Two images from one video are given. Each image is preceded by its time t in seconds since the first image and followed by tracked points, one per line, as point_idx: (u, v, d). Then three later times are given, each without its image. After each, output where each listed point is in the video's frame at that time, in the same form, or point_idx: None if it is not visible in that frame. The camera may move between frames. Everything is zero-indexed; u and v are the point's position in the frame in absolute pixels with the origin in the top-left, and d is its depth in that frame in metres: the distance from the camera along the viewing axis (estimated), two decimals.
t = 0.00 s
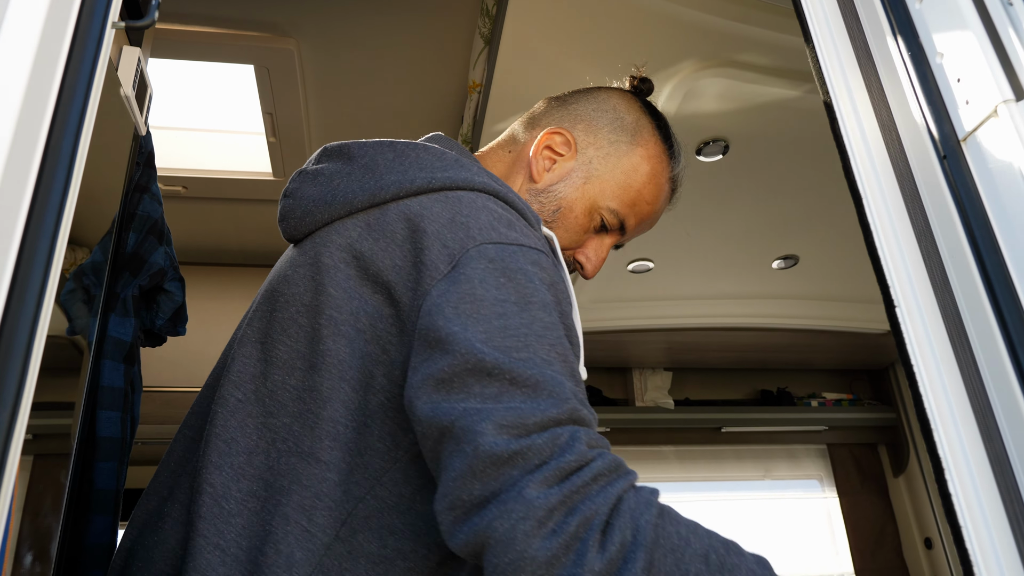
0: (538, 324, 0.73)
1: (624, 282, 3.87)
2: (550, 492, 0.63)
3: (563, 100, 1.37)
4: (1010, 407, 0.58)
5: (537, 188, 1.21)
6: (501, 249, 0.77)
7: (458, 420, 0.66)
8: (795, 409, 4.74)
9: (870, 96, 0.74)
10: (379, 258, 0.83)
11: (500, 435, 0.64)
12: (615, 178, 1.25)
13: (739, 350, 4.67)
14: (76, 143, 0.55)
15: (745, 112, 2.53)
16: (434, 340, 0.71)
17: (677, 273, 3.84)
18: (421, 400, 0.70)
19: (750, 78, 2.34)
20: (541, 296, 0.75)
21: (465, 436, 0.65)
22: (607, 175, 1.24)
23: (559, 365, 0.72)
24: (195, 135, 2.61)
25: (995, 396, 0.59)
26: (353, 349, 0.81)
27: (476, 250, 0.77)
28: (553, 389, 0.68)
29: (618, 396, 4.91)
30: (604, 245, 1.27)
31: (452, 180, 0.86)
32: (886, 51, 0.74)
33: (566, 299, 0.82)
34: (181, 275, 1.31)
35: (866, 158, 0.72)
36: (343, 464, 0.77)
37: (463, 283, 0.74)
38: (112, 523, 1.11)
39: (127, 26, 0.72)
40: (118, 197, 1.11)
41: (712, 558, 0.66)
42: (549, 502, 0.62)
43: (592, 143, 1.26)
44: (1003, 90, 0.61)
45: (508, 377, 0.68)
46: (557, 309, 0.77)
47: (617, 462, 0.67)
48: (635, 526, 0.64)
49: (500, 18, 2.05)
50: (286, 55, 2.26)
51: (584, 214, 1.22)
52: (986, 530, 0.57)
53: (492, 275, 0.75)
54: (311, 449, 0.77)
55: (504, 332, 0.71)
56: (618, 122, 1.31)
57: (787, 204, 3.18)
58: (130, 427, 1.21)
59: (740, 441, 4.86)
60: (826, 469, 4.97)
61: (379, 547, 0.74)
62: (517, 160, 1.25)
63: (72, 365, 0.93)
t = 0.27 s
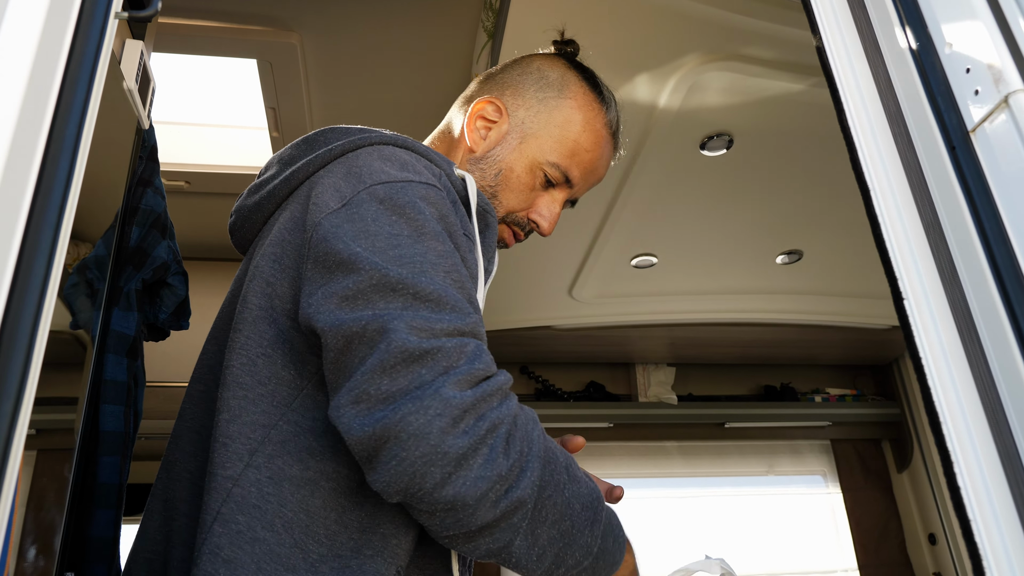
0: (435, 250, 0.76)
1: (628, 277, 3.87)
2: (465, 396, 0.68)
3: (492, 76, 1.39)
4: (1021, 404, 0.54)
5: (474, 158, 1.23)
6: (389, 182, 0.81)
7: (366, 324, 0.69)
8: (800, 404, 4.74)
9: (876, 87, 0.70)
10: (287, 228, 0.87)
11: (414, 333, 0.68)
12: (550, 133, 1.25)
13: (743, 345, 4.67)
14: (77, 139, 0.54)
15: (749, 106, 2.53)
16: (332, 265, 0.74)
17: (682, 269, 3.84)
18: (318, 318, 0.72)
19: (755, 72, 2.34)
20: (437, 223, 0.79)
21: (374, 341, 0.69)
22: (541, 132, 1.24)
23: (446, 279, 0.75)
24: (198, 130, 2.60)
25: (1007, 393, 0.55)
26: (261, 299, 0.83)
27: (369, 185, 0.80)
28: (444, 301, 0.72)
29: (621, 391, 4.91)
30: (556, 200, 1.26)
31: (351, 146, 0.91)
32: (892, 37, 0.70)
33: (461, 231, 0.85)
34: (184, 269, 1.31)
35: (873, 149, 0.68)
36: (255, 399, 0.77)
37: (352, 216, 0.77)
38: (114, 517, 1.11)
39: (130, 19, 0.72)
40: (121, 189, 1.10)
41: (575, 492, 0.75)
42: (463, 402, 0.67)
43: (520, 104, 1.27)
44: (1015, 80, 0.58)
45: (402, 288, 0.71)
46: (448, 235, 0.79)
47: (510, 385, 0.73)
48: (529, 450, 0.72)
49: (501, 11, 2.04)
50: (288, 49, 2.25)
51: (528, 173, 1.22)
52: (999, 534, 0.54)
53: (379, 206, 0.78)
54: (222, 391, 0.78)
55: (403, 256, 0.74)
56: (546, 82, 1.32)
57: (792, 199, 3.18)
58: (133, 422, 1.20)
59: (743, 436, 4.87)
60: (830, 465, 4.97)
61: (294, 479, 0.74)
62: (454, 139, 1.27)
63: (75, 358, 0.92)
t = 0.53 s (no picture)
0: (436, 271, 0.82)
1: (631, 276, 3.87)
2: (489, 425, 0.75)
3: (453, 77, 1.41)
4: None
5: (439, 157, 1.26)
6: (381, 199, 0.84)
7: (393, 351, 0.73)
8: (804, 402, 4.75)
9: (881, 84, 0.70)
10: (276, 238, 0.87)
11: (447, 365, 0.75)
12: (509, 124, 1.26)
13: (745, 344, 4.67)
14: (81, 138, 0.54)
15: (753, 103, 2.52)
16: (345, 285, 0.77)
17: (685, 267, 3.83)
18: (340, 335, 0.75)
19: (758, 69, 2.33)
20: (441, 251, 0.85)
21: (406, 366, 0.73)
22: (500, 124, 1.26)
23: (452, 304, 0.81)
24: (201, 129, 2.60)
25: (1013, 392, 0.55)
26: (259, 309, 0.83)
27: (361, 204, 0.83)
28: (454, 326, 0.78)
29: (624, 390, 4.90)
30: (525, 188, 1.26)
31: (324, 154, 0.91)
32: (897, 34, 0.70)
33: (446, 244, 0.90)
34: (187, 267, 1.31)
35: (877, 145, 0.68)
36: (273, 406, 0.78)
37: (356, 236, 0.81)
38: (118, 514, 1.11)
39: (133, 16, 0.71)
40: (124, 188, 1.10)
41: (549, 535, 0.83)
42: (488, 430, 0.75)
43: (479, 98, 1.29)
44: (1019, 77, 0.58)
45: (417, 313, 0.77)
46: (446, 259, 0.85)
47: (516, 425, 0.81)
48: (527, 485, 0.79)
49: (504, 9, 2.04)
50: (291, 47, 2.25)
51: (491, 164, 1.23)
52: (1004, 530, 0.53)
53: (384, 227, 0.82)
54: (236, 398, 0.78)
55: (412, 278, 0.79)
56: (504, 73, 1.33)
57: (796, 197, 3.17)
58: (137, 420, 1.20)
59: (748, 433, 4.89)
60: (833, 464, 4.95)
61: (314, 481, 0.76)
62: (419, 144, 1.31)
63: (78, 357, 0.93)
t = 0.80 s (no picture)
0: (427, 261, 0.82)
1: (631, 274, 3.87)
2: (475, 397, 0.74)
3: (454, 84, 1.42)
4: None
5: (437, 162, 1.26)
6: (370, 193, 0.84)
7: (377, 330, 0.73)
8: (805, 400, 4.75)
9: (881, 82, 0.70)
10: (270, 237, 0.88)
11: (431, 342, 0.74)
12: (508, 130, 1.26)
13: (746, 341, 4.67)
14: (82, 136, 0.55)
15: (753, 101, 2.52)
16: (333, 276, 0.77)
17: (685, 264, 3.83)
18: (327, 325, 0.75)
19: (758, 67, 2.33)
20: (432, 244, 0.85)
21: (389, 345, 0.73)
22: (498, 130, 1.26)
23: (443, 295, 0.81)
24: (201, 127, 2.60)
25: (1011, 390, 0.55)
26: (251, 305, 0.83)
27: (350, 198, 0.84)
28: (445, 313, 0.78)
29: (625, 387, 4.91)
30: (523, 194, 1.25)
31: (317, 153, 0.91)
32: (897, 32, 0.70)
33: (440, 239, 0.90)
34: (188, 266, 1.32)
35: (877, 142, 0.68)
36: (262, 403, 0.78)
37: (344, 230, 0.81)
38: (120, 513, 1.11)
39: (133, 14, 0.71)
40: (124, 187, 1.10)
41: (549, 517, 0.80)
42: (475, 402, 0.73)
43: (478, 104, 1.29)
44: (1018, 74, 0.58)
45: (403, 299, 0.76)
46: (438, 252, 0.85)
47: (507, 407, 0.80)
48: (520, 461, 0.77)
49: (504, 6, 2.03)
50: (291, 45, 2.25)
51: (489, 170, 1.23)
52: (1003, 527, 0.53)
53: (372, 219, 0.82)
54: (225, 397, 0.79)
55: (402, 265, 0.79)
56: (504, 79, 1.33)
57: (796, 194, 3.17)
58: (138, 419, 1.21)
59: (748, 428, 4.89)
60: (834, 460, 4.94)
61: (300, 481, 0.76)
62: (418, 150, 1.31)
63: (80, 356, 0.93)
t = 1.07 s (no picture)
0: (449, 286, 0.83)
1: (631, 273, 3.88)
2: (508, 440, 0.77)
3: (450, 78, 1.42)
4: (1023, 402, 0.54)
5: (429, 160, 1.28)
6: (392, 213, 0.85)
7: (411, 375, 0.75)
8: (805, 399, 4.75)
9: (878, 84, 0.70)
10: (284, 248, 0.87)
11: (463, 389, 0.75)
12: (498, 126, 1.27)
13: (746, 340, 4.67)
14: (82, 138, 0.55)
15: (751, 101, 2.52)
16: (361, 305, 0.78)
17: (685, 264, 3.83)
18: (356, 358, 0.76)
19: (758, 67, 2.34)
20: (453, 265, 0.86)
21: (421, 392, 0.75)
22: (488, 126, 1.27)
23: (466, 321, 0.82)
24: (200, 128, 2.60)
25: (1009, 393, 0.56)
26: (270, 323, 0.83)
27: (371, 218, 0.84)
28: (471, 344, 0.80)
29: (625, 387, 4.91)
30: (515, 190, 1.26)
31: (329, 164, 0.91)
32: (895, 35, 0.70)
33: (456, 254, 0.91)
34: (188, 267, 1.32)
35: (875, 144, 0.68)
36: (294, 419, 0.79)
37: (369, 252, 0.81)
38: (120, 513, 1.11)
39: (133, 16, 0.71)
40: (124, 188, 1.10)
41: (579, 538, 0.84)
42: (508, 446, 0.76)
43: (469, 100, 1.30)
44: (1015, 76, 0.59)
45: (433, 332, 0.78)
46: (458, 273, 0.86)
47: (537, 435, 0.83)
48: (550, 490, 0.81)
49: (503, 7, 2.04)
50: (291, 46, 2.25)
51: (478, 165, 1.24)
52: (1001, 529, 0.54)
53: (396, 241, 0.83)
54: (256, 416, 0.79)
55: (427, 296, 0.80)
56: (496, 73, 1.34)
57: (795, 194, 3.18)
58: (138, 420, 1.21)
59: (748, 429, 4.89)
60: (834, 460, 4.95)
61: (341, 489, 0.77)
62: (413, 147, 1.34)
63: (80, 357, 0.93)
